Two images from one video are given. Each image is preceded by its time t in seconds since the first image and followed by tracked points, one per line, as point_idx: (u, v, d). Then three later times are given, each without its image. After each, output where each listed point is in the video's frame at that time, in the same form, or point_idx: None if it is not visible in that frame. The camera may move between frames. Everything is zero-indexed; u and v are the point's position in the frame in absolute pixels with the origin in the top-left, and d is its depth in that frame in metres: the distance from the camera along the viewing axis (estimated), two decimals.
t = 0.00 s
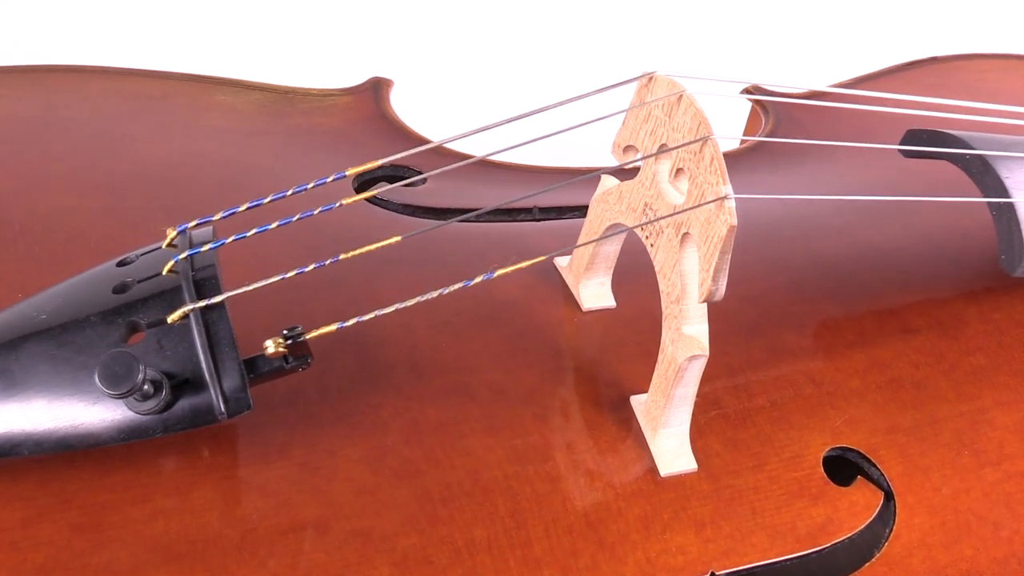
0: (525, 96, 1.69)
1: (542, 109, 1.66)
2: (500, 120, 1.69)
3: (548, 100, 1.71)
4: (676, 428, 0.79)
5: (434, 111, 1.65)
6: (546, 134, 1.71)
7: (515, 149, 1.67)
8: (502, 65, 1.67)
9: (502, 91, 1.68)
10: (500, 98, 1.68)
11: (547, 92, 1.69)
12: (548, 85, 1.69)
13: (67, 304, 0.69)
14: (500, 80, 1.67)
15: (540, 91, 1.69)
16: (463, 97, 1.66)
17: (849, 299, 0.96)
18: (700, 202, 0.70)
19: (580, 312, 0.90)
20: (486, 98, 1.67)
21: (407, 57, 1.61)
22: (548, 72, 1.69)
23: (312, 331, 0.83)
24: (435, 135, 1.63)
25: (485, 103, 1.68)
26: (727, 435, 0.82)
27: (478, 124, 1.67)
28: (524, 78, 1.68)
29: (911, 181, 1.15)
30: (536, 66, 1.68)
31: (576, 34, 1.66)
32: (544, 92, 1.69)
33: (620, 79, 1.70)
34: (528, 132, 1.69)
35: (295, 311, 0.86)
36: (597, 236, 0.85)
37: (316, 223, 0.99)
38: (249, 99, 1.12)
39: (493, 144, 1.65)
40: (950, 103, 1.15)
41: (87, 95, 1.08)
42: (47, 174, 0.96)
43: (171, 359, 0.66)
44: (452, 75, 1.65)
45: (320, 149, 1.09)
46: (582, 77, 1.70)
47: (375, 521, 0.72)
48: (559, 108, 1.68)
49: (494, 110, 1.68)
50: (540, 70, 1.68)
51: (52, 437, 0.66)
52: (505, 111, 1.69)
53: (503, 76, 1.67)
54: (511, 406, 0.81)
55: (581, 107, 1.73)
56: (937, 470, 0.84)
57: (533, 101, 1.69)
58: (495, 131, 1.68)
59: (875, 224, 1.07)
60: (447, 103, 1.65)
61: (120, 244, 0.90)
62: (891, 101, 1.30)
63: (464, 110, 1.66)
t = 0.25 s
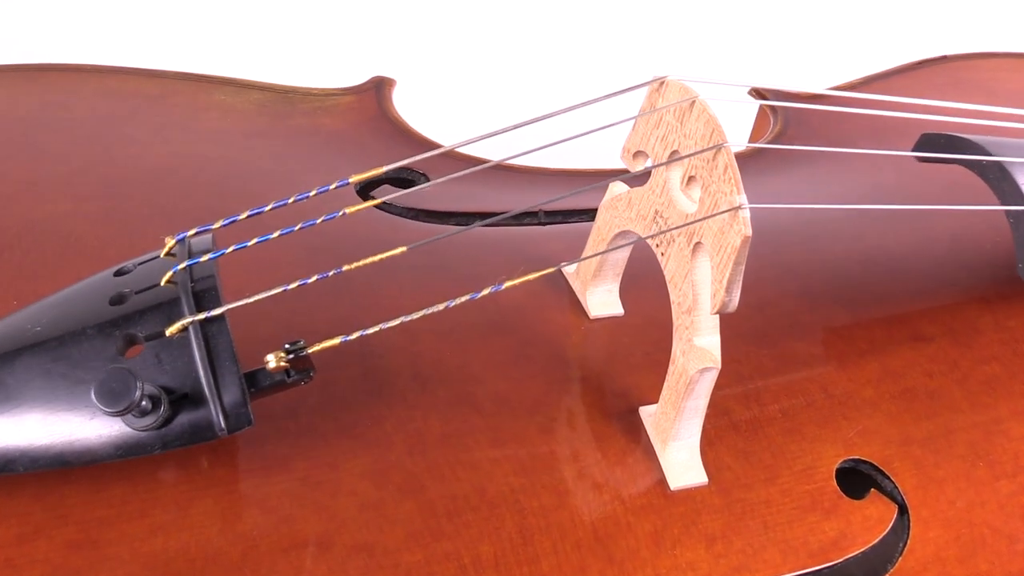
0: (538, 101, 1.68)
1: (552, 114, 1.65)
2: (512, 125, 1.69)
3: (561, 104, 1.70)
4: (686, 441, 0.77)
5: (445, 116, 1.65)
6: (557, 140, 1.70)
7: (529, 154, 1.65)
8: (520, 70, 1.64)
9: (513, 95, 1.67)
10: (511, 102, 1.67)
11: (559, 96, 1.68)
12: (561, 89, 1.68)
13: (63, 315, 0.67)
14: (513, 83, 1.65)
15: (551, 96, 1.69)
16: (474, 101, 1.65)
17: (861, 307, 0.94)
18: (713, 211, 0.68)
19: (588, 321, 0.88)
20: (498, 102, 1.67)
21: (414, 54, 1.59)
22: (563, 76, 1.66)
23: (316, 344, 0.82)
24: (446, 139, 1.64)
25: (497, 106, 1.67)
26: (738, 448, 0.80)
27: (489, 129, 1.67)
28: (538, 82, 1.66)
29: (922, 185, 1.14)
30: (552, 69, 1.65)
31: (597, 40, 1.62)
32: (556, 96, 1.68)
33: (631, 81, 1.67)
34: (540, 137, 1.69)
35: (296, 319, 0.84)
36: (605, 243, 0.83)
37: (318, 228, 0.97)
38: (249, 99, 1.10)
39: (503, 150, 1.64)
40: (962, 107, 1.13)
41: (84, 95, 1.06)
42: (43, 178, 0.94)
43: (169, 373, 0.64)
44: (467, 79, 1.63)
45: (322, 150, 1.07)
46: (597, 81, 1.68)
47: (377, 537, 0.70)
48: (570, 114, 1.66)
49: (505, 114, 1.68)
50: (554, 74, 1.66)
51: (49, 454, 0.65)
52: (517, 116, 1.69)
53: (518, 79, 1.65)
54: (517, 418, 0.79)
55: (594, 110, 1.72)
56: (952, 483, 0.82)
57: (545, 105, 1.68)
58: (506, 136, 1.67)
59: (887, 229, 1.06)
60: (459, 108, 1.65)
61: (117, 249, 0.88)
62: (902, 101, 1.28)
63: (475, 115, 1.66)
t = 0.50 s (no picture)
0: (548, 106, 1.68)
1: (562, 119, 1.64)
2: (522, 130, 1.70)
3: (570, 109, 1.70)
4: (696, 453, 0.76)
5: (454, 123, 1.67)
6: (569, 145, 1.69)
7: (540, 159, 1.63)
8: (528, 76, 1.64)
9: (522, 100, 1.67)
10: (520, 107, 1.68)
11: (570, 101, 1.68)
12: (571, 94, 1.67)
13: (59, 326, 0.66)
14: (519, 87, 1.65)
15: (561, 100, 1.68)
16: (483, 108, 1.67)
17: (872, 313, 0.93)
18: (726, 220, 0.67)
19: (595, 328, 0.87)
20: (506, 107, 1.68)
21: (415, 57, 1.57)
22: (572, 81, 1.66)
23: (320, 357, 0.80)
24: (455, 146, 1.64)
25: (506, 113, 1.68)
26: (749, 459, 0.79)
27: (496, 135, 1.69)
28: (558, 87, 1.66)
29: (933, 188, 1.12)
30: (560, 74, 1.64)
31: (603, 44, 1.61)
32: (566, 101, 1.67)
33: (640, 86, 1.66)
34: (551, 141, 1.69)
35: (298, 327, 0.83)
36: (613, 249, 0.82)
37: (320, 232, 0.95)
38: (249, 99, 1.08)
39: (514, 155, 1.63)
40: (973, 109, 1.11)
41: (82, 96, 1.04)
42: (40, 181, 0.92)
43: (168, 386, 0.63)
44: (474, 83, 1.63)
45: (323, 152, 1.05)
46: (607, 86, 1.68)
47: (381, 552, 0.68)
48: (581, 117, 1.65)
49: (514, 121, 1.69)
50: (563, 79, 1.65)
51: (46, 469, 0.64)
52: (526, 121, 1.70)
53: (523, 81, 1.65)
54: (523, 429, 0.78)
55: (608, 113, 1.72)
56: (966, 495, 0.80)
57: (554, 110, 1.69)
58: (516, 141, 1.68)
59: (897, 233, 1.04)
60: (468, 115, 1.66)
61: (115, 254, 0.86)
62: (912, 100, 1.26)
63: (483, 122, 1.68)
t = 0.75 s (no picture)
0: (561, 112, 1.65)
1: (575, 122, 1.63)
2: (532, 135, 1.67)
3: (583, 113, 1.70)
4: (705, 464, 0.74)
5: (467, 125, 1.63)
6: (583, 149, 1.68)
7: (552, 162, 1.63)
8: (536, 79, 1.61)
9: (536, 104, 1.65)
10: (531, 112, 1.65)
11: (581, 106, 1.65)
12: (582, 99, 1.65)
13: (56, 336, 0.64)
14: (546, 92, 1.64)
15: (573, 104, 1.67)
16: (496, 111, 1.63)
17: (883, 319, 0.91)
18: (738, 229, 0.65)
19: (602, 334, 0.85)
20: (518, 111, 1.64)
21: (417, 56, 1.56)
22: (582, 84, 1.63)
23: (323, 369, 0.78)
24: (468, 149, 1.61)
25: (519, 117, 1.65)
26: (759, 469, 0.77)
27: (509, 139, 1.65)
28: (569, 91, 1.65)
29: (943, 191, 1.10)
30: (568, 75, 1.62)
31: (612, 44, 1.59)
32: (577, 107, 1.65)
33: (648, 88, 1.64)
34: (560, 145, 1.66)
35: (299, 335, 0.81)
36: (620, 255, 0.80)
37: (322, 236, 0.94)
38: (248, 99, 1.06)
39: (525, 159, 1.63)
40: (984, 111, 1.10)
41: (79, 96, 1.03)
42: (37, 183, 0.90)
43: (168, 399, 0.61)
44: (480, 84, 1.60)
45: (324, 153, 1.03)
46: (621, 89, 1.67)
47: (385, 567, 0.67)
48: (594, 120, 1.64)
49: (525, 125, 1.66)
50: (573, 83, 1.63)
51: (42, 484, 0.62)
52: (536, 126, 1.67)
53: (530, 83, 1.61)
54: (530, 440, 0.76)
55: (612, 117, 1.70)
56: (979, 506, 0.79)
57: (565, 115, 1.66)
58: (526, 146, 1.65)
59: (907, 238, 1.03)
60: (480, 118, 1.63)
61: (113, 259, 0.84)
62: (921, 100, 1.25)
63: (497, 125, 1.64)
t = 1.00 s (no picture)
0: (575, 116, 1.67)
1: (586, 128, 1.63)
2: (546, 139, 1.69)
3: (597, 119, 1.69)
4: (717, 477, 0.72)
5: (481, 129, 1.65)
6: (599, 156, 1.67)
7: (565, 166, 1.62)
8: (551, 85, 1.62)
9: (546, 108, 1.65)
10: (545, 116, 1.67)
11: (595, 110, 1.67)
12: (596, 104, 1.66)
13: (52, 348, 0.62)
14: (556, 95, 1.63)
15: (585, 110, 1.67)
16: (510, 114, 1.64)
17: (896, 327, 0.89)
18: (753, 240, 0.63)
19: (610, 343, 0.83)
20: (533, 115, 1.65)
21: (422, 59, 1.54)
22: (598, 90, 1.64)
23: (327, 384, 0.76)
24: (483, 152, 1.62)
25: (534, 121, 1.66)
26: (771, 482, 0.76)
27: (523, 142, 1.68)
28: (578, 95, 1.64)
29: (954, 196, 1.09)
30: (580, 78, 1.62)
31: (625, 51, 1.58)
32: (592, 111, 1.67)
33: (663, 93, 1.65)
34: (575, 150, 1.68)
35: (301, 342, 0.79)
36: (629, 263, 0.78)
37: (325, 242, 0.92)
38: (250, 100, 1.05)
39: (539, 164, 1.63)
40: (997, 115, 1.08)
41: (78, 97, 1.01)
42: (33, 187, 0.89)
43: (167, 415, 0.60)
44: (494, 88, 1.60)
45: (326, 155, 1.01)
46: (634, 94, 1.66)
47: None
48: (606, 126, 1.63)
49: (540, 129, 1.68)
50: (590, 87, 1.63)
51: (38, 501, 0.61)
52: (549, 131, 1.69)
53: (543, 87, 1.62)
54: (537, 453, 0.75)
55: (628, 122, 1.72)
56: (995, 519, 0.77)
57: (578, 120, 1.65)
58: (539, 150, 1.67)
59: (919, 244, 1.01)
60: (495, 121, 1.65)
61: (112, 265, 0.82)
62: (933, 100, 1.23)
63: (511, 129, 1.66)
